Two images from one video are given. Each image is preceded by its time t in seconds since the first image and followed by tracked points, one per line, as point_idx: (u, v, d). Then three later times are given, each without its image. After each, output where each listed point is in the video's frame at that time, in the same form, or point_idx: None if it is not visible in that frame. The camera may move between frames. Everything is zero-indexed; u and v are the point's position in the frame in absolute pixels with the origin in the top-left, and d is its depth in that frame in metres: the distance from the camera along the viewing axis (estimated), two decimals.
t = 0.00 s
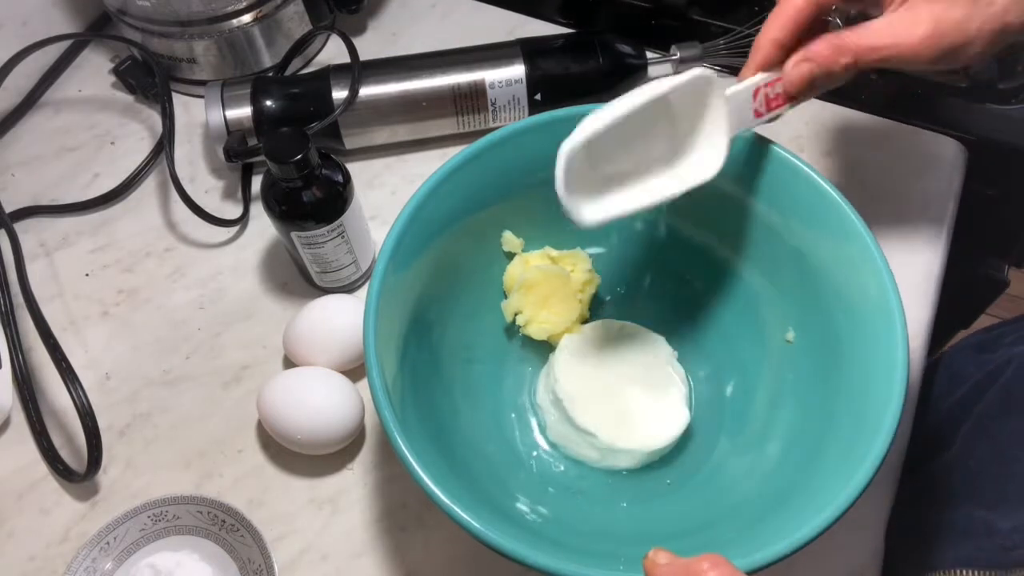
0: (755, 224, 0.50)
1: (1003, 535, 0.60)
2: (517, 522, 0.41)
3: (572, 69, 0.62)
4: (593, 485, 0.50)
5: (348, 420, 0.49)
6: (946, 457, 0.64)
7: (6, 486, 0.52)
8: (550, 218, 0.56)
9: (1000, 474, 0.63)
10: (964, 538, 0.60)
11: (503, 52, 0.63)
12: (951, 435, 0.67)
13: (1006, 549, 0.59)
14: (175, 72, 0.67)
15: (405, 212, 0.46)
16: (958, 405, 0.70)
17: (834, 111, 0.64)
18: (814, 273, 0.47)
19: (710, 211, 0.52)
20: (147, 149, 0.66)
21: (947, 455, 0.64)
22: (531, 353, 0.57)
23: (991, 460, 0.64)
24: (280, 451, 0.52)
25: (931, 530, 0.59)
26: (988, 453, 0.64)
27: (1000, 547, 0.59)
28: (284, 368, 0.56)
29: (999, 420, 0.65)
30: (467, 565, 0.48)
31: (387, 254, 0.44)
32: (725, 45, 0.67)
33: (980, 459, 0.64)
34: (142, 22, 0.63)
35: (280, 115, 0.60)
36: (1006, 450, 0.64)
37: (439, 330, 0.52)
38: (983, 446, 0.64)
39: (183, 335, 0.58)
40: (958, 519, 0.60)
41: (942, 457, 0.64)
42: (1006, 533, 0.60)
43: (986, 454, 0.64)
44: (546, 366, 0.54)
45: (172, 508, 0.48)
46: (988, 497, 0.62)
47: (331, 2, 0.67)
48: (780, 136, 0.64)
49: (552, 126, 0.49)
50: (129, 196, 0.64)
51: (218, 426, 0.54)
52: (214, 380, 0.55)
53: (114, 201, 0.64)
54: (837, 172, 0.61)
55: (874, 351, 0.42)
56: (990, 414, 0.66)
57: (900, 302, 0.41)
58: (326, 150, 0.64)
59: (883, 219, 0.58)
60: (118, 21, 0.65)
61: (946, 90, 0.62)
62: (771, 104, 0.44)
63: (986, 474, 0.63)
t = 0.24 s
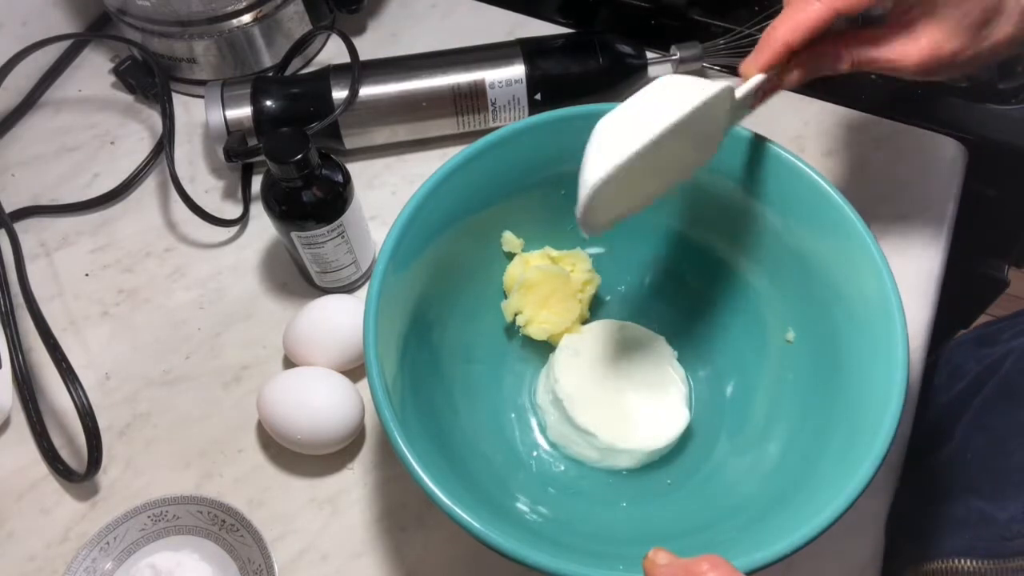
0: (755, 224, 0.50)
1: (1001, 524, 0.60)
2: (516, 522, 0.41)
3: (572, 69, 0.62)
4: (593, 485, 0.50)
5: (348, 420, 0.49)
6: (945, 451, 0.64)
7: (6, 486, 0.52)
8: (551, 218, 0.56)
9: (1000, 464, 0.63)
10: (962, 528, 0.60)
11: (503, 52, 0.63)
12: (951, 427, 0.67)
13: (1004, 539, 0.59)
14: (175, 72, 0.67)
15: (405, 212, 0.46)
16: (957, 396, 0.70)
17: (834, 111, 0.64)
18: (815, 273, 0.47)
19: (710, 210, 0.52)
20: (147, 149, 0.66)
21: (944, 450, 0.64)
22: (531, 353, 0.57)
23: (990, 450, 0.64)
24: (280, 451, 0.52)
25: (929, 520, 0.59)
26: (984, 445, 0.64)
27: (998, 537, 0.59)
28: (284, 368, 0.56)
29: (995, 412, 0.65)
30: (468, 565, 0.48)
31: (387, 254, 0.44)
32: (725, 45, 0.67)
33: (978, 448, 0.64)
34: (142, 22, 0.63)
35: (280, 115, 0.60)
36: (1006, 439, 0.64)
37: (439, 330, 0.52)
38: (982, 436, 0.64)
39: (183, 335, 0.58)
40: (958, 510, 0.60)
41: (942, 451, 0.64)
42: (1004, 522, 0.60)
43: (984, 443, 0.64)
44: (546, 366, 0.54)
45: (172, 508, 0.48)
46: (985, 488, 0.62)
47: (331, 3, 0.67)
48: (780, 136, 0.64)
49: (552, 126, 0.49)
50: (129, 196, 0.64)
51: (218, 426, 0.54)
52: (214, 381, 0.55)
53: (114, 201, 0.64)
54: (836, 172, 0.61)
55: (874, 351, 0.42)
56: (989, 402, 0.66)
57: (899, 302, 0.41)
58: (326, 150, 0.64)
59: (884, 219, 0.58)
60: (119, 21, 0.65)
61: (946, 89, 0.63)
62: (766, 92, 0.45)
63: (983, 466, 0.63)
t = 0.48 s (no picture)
0: (755, 224, 0.50)
1: (1002, 528, 0.59)
2: (516, 522, 0.41)
3: (572, 69, 0.62)
4: (593, 485, 0.50)
5: (348, 420, 0.49)
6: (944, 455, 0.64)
7: (6, 486, 0.52)
8: (551, 218, 0.56)
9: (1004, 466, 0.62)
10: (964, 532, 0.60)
11: (503, 52, 0.63)
12: (951, 428, 0.67)
13: (1007, 541, 0.59)
14: (175, 72, 0.67)
15: (405, 212, 0.46)
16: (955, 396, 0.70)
17: (835, 111, 0.64)
18: (814, 273, 0.47)
19: (710, 211, 0.52)
20: (147, 149, 0.66)
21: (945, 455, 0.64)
22: (531, 353, 0.57)
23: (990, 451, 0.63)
24: (280, 451, 0.52)
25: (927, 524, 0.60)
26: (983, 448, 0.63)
27: (999, 540, 0.59)
28: (284, 368, 0.56)
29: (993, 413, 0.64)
30: (468, 565, 0.48)
31: (387, 254, 0.44)
32: (724, 45, 0.67)
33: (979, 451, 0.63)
34: (142, 22, 0.63)
35: (280, 115, 0.60)
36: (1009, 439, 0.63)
37: (439, 330, 0.52)
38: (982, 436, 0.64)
39: (183, 335, 0.58)
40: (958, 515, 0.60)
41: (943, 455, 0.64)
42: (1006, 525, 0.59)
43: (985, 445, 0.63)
44: (546, 366, 0.54)
45: (172, 508, 0.48)
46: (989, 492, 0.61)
47: (331, 3, 0.67)
48: (780, 135, 0.64)
49: (552, 126, 0.49)
50: (129, 196, 0.64)
51: (218, 426, 0.54)
52: (214, 381, 0.55)
53: (114, 201, 0.64)
54: (836, 172, 0.61)
55: (873, 351, 0.42)
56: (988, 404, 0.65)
57: (899, 303, 0.41)
58: (326, 150, 0.64)
59: (883, 219, 0.58)
60: (119, 21, 0.65)
61: (945, 89, 0.63)
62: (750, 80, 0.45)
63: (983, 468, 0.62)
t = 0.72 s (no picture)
0: (755, 224, 0.50)
1: (1000, 526, 0.60)
2: (516, 521, 0.41)
3: (572, 69, 0.62)
4: (593, 484, 0.50)
5: (348, 420, 0.49)
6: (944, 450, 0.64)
7: (6, 486, 0.52)
8: (551, 218, 0.56)
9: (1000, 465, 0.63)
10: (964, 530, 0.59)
11: (503, 52, 0.63)
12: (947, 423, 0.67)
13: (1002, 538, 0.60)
14: (175, 72, 0.67)
15: (405, 212, 0.46)
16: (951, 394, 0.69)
17: (835, 111, 0.64)
18: (814, 273, 0.47)
19: (710, 211, 0.52)
20: (147, 149, 0.66)
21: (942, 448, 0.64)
22: (531, 353, 0.57)
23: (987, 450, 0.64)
24: (280, 451, 0.52)
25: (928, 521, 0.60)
26: (980, 444, 0.64)
27: (997, 538, 0.59)
28: (284, 368, 0.56)
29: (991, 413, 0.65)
30: (468, 564, 0.48)
31: (387, 254, 0.44)
32: (723, 45, 0.67)
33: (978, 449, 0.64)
34: (142, 22, 0.63)
35: (280, 115, 0.60)
36: (1005, 439, 0.64)
37: (439, 330, 0.52)
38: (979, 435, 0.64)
39: (183, 335, 0.58)
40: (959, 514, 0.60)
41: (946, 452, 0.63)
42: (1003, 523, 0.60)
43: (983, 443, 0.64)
44: (546, 366, 0.54)
45: (172, 508, 0.48)
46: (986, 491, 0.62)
47: (330, 3, 0.67)
48: (780, 135, 0.64)
49: (552, 126, 0.49)
50: (129, 196, 0.64)
51: (218, 426, 0.54)
52: (214, 381, 0.55)
53: (114, 201, 0.64)
54: (836, 172, 0.61)
55: (873, 351, 0.42)
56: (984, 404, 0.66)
57: (899, 303, 0.41)
58: (326, 150, 0.64)
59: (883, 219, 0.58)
60: (119, 21, 0.65)
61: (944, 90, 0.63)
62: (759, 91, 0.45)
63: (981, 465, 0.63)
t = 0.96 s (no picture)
0: (755, 224, 0.50)
1: (992, 514, 0.60)
2: (516, 521, 0.41)
3: (571, 69, 0.62)
4: (593, 484, 0.50)
5: (348, 420, 0.49)
6: (938, 435, 0.63)
7: (6, 486, 0.52)
8: (550, 218, 0.56)
9: (993, 452, 0.63)
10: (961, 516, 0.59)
11: (503, 52, 0.63)
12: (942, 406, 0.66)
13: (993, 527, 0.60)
14: (175, 72, 0.67)
15: (405, 212, 0.46)
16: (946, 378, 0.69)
17: (835, 111, 0.64)
18: (814, 273, 0.47)
19: (710, 210, 0.52)
20: (147, 149, 0.66)
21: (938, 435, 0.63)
22: (531, 352, 0.56)
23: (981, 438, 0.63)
24: (281, 451, 0.52)
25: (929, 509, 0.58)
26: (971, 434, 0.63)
27: (989, 525, 0.59)
28: (284, 368, 0.56)
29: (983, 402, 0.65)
30: (468, 564, 0.48)
31: (387, 254, 0.44)
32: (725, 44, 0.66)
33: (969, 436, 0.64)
34: (142, 22, 0.63)
35: (280, 115, 0.60)
36: (999, 427, 0.64)
37: (439, 330, 0.52)
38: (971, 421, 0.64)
39: (183, 335, 0.58)
40: (956, 499, 0.59)
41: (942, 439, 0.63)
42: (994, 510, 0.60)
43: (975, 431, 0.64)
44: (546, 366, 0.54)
45: (172, 508, 0.48)
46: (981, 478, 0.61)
47: (330, 3, 0.67)
48: (780, 135, 0.64)
49: (552, 125, 0.49)
50: (129, 196, 0.64)
51: (218, 426, 0.54)
52: (214, 381, 0.55)
53: (114, 201, 0.64)
54: (837, 171, 0.61)
55: (874, 351, 0.42)
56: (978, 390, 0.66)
57: (899, 303, 0.41)
58: (326, 150, 0.64)
59: (884, 219, 0.58)
60: (119, 21, 0.65)
61: (944, 91, 0.62)
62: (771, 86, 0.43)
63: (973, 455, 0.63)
